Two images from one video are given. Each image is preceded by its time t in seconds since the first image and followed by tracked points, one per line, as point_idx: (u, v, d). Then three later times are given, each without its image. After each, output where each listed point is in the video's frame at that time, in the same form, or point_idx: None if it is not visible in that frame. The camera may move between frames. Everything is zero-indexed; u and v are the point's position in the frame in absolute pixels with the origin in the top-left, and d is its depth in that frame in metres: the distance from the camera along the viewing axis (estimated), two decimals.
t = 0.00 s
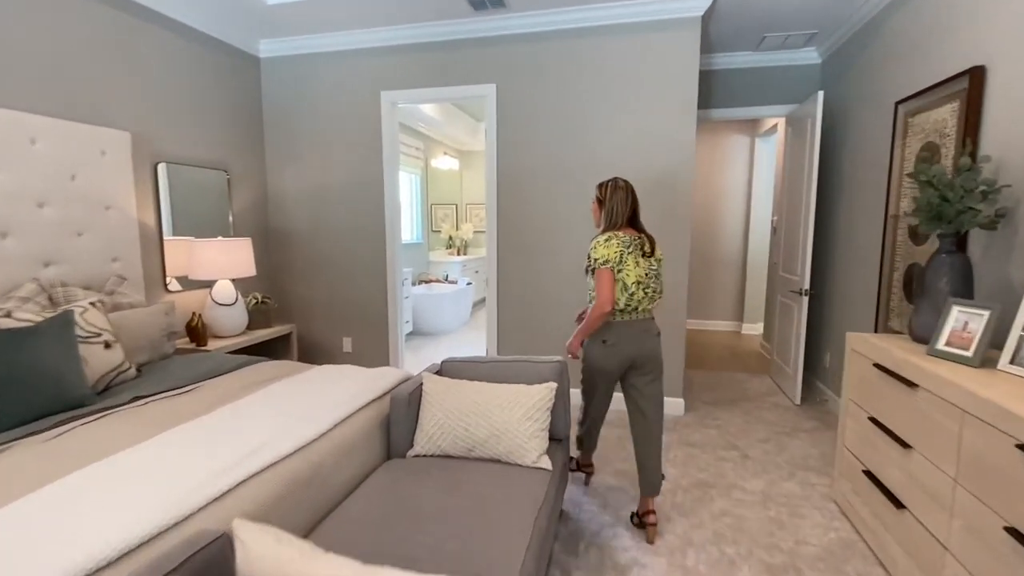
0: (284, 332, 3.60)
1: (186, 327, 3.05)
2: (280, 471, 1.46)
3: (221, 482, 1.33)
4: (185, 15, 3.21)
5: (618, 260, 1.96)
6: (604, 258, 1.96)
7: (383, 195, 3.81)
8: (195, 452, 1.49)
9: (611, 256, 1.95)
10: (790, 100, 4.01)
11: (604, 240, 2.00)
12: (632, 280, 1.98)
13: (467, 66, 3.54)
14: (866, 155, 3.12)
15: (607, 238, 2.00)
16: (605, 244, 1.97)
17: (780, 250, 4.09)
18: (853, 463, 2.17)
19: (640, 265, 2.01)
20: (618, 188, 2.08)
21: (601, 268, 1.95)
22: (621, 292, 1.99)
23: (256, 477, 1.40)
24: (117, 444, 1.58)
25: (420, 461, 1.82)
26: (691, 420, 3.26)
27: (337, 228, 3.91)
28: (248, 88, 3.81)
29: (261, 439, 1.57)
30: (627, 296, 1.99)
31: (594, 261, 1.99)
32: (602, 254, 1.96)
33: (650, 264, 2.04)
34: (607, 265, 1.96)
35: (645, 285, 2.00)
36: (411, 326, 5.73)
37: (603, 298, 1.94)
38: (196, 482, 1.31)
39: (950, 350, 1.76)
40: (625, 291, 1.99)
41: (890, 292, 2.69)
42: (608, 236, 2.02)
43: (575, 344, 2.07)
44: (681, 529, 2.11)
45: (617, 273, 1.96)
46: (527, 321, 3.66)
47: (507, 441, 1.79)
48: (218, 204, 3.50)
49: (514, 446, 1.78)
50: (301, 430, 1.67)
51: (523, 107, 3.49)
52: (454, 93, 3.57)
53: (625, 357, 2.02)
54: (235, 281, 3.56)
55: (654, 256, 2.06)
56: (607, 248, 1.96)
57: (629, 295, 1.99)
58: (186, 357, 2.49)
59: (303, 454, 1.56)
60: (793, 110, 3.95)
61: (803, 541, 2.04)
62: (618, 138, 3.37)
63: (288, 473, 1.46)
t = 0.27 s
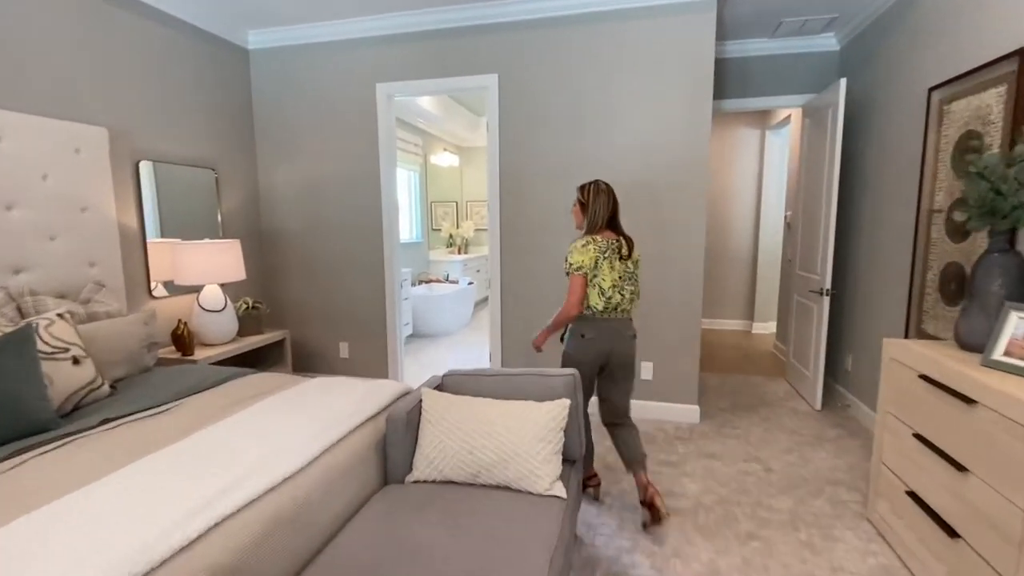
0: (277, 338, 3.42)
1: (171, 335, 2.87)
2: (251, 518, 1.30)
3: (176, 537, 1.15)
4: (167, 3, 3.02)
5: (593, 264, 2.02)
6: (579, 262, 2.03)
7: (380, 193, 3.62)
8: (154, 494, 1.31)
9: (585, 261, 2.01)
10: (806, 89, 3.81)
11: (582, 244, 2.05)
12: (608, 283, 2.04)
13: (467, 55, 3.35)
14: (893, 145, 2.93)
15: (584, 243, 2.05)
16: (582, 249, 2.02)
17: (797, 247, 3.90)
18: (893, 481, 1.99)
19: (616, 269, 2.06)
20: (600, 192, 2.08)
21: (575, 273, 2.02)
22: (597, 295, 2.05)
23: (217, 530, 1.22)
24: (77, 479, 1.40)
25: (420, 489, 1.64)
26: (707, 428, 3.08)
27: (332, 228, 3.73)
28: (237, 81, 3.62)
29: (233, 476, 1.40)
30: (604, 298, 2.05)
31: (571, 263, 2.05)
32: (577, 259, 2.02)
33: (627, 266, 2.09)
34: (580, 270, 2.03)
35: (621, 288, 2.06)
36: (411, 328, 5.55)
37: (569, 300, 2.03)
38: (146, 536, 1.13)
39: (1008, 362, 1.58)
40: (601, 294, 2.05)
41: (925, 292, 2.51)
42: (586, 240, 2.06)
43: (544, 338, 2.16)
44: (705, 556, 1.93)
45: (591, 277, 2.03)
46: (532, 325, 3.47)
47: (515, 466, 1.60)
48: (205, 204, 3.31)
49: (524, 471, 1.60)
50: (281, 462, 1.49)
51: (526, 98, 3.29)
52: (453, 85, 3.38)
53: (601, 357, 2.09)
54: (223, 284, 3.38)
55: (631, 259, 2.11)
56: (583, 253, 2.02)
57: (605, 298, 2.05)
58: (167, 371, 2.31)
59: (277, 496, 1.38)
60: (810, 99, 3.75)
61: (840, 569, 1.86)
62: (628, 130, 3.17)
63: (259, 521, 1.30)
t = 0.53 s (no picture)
0: (280, 338, 3.30)
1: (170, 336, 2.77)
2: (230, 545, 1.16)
3: None
4: None
5: (576, 249, 2.06)
6: (560, 248, 2.07)
7: (385, 187, 3.48)
8: (120, 517, 1.17)
9: (568, 246, 2.05)
10: (835, 74, 3.59)
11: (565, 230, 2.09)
12: (592, 268, 2.08)
13: (475, 41, 3.18)
14: (934, 131, 2.71)
15: (568, 228, 2.09)
16: (566, 233, 2.07)
17: (824, 242, 3.68)
18: (944, 499, 1.80)
19: (601, 254, 2.11)
20: (585, 180, 2.14)
21: (556, 257, 2.07)
22: (581, 279, 2.09)
23: (182, 569, 1.07)
24: (44, 502, 1.27)
25: (422, 508, 1.50)
26: (731, 434, 2.89)
27: (336, 224, 3.60)
28: (237, 73, 3.49)
29: (210, 498, 1.25)
30: (589, 283, 2.10)
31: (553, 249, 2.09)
32: (559, 244, 2.06)
33: (610, 253, 2.14)
34: (562, 255, 2.07)
35: (606, 273, 2.11)
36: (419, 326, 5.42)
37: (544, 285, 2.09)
38: None
39: None
40: (585, 279, 2.09)
41: (974, 289, 2.30)
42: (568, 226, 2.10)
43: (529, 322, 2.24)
44: None
45: (573, 262, 2.07)
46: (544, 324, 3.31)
47: (526, 484, 1.45)
48: (204, 200, 3.20)
49: (535, 491, 1.44)
50: (265, 482, 1.34)
51: (537, 85, 3.11)
52: (460, 73, 3.21)
53: (591, 342, 2.13)
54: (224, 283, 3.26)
55: (616, 246, 2.17)
56: (566, 238, 2.06)
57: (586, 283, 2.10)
58: (158, 374, 2.19)
59: (258, 524, 1.23)
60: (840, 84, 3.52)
61: None
62: (645, 117, 2.97)
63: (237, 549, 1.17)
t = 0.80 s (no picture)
0: (287, 340, 3.20)
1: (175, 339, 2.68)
2: None
3: None
4: None
5: (567, 254, 2.16)
6: (553, 254, 2.16)
7: (396, 184, 3.35)
8: (74, 550, 1.05)
9: (560, 251, 2.14)
10: (882, 59, 3.30)
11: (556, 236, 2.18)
12: (581, 273, 2.19)
13: (490, 29, 3.01)
14: (999, 118, 2.42)
15: (559, 234, 2.18)
16: (558, 239, 2.16)
17: (867, 241, 3.40)
18: (1016, 540, 1.56)
19: (589, 259, 2.21)
20: (575, 187, 2.23)
21: (548, 262, 2.16)
22: (570, 284, 2.18)
23: None
24: None
25: (416, 539, 1.34)
26: (763, 450, 2.66)
27: (347, 222, 3.49)
28: (247, 67, 3.40)
29: (173, 529, 1.11)
30: (577, 286, 2.19)
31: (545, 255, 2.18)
32: (552, 249, 2.14)
33: (596, 257, 2.26)
34: (554, 259, 2.15)
35: (592, 277, 2.22)
36: (435, 327, 5.30)
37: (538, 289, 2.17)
38: None
39: None
40: (574, 283, 2.19)
41: None
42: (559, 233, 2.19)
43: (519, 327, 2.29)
44: None
45: (564, 267, 2.16)
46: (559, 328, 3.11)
47: (532, 517, 1.27)
48: (212, 197, 3.12)
49: (542, 525, 1.27)
50: (238, 510, 1.20)
51: (556, 73, 2.91)
52: (475, 62, 3.04)
53: (578, 342, 2.27)
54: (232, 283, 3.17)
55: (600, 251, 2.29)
56: (558, 244, 2.15)
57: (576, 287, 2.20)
58: (150, 380, 2.09)
59: (224, 561, 1.09)
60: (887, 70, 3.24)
61: None
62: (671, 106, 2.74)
63: None
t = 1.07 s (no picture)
0: (293, 344, 3.10)
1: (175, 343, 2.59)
2: None
3: None
4: None
5: (560, 247, 2.13)
6: (549, 247, 2.12)
7: (407, 182, 3.22)
8: None
9: (554, 245, 2.12)
10: (934, 46, 3.01)
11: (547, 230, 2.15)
12: (574, 265, 2.18)
13: (504, 18, 2.84)
14: None
15: (548, 227, 2.15)
16: (549, 232, 2.13)
17: (914, 245, 3.11)
18: None
19: (578, 251, 2.20)
20: (556, 181, 2.22)
21: (543, 256, 2.11)
22: (566, 277, 2.16)
23: None
24: None
25: None
26: (798, 474, 2.43)
27: (356, 222, 3.37)
28: (257, 63, 3.31)
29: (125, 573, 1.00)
30: (571, 279, 2.17)
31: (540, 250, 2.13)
32: (545, 243, 2.11)
33: (583, 249, 2.25)
34: (550, 253, 2.12)
35: (582, 269, 2.21)
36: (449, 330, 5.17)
37: (542, 283, 2.11)
38: None
39: None
40: (568, 277, 2.17)
41: None
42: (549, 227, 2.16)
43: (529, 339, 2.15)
44: None
45: (558, 260, 2.13)
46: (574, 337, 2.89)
47: (532, 568, 1.09)
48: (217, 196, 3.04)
49: None
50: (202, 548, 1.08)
51: (575, 63, 2.72)
52: (489, 54, 2.88)
53: (562, 337, 2.21)
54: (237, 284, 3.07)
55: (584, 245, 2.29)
56: (551, 237, 2.12)
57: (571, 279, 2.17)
58: (141, 388, 2.01)
59: None
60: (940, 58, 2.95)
61: None
62: (699, 98, 2.52)
63: None
